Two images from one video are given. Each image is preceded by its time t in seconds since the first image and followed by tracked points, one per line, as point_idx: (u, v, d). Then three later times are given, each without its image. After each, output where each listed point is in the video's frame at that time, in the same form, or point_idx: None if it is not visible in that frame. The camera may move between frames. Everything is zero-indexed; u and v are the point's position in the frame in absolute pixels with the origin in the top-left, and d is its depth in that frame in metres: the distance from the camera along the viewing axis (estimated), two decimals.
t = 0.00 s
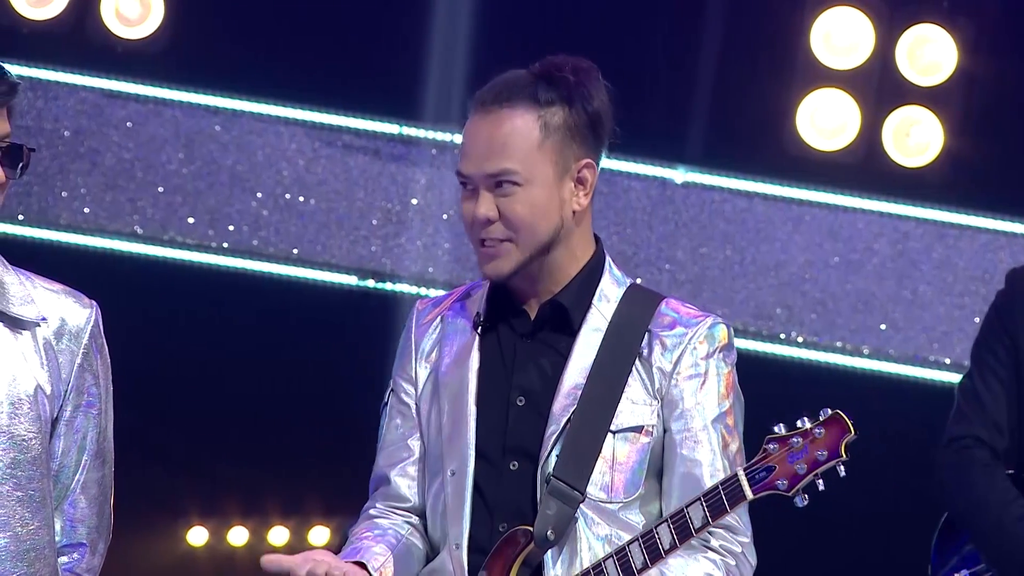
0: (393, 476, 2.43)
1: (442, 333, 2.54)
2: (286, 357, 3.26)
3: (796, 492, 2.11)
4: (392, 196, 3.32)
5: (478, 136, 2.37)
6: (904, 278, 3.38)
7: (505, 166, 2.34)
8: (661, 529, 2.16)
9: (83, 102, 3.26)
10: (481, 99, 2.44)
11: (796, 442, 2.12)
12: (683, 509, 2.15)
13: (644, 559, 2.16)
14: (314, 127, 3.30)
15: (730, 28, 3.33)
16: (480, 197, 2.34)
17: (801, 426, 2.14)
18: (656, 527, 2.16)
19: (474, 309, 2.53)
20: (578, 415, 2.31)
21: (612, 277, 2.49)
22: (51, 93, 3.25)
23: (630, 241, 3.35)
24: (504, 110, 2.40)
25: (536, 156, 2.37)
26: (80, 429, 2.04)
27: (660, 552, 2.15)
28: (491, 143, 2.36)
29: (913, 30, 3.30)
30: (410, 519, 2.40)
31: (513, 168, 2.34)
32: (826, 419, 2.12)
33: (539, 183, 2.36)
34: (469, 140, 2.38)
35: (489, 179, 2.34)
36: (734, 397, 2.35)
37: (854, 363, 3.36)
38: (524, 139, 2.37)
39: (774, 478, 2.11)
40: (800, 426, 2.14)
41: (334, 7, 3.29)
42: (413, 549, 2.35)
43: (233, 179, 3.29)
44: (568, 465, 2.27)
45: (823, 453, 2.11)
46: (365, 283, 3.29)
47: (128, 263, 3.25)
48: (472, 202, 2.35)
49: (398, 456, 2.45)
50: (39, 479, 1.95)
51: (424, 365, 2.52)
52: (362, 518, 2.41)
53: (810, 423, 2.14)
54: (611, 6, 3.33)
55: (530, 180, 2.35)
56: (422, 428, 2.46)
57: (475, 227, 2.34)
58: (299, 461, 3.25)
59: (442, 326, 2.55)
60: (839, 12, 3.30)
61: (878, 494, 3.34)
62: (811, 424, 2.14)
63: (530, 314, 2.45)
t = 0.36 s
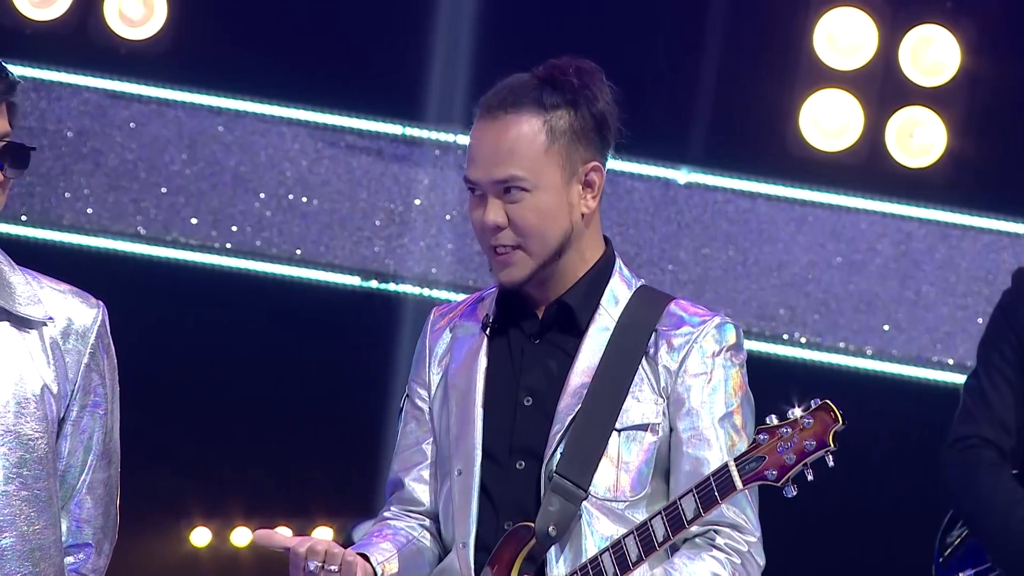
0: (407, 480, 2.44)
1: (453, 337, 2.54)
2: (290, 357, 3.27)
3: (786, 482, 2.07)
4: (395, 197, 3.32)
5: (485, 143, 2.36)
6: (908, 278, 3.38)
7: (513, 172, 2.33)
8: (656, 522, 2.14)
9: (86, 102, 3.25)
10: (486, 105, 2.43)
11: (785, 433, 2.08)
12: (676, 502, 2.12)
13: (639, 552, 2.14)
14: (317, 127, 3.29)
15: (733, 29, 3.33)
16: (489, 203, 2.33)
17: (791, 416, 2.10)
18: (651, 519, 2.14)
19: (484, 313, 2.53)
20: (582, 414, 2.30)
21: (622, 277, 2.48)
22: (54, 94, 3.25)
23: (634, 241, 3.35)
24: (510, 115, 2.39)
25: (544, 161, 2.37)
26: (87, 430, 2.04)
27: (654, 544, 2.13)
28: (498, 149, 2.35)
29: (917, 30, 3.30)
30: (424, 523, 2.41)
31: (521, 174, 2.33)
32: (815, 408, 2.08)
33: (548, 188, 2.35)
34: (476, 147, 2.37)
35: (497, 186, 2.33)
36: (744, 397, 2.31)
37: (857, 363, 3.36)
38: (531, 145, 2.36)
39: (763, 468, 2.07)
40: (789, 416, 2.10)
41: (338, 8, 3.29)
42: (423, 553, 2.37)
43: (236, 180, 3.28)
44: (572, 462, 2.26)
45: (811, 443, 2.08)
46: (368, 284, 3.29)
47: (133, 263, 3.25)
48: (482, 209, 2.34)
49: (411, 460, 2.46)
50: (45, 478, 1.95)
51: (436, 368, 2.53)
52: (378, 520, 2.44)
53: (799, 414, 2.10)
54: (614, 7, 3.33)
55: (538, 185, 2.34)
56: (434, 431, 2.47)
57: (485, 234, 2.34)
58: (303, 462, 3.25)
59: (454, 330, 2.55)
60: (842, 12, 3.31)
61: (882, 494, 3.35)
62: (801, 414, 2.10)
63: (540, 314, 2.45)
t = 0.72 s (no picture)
0: (404, 476, 2.43)
1: (455, 336, 2.53)
2: (293, 357, 3.27)
3: (801, 483, 2.09)
4: (398, 198, 3.32)
5: (501, 126, 2.40)
6: (910, 278, 3.38)
7: (524, 158, 2.36)
8: (668, 523, 2.14)
9: (88, 103, 3.25)
10: (511, 92, 2.47)
11: (801, 434, 2.10)
12: (690, 503, 2.13)
13: (652, 554, 2.15)
14: (319, 127, 3.29)
15: (736, 29, 3.33)
16: (494, 186, 2.36)
17: (805, 417, 2.12)
18: (665, 520, 2.14)
19: (487, 311, 2.52)
20: (589, 412, 2.30)
21: (624, 276, 2.49)
22: (56, 94, 3.24)
23: (636, 242, 3.35)
24: (531, 104, 2.42)
25: (556, 153, 2.39)
26: (93, 432, 2.04)
27: (668, 546, 2.13)
28: (513, 134, 2.38)
29: (920, 30, 3.30)
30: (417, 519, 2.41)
31: (531, 161, 2.36)
32: (830, 410, 2.11)
33: (555, 180, 2.37)
34: (493, 130, 2.41)
35: (506, 170, 2.36)
36: (749, 395, 2.32)
37: (858, 363, 3.37)
38: (545, 135, 2.39)
39: (780, 468, 2.09)
40: (804, 416, 2.12)
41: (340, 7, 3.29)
42: (416, 548, 2.38)
43: (238, 181, 3.28)
44: (578, 462, 2.26)
45: (826, 444, 2.10)
46: (371, 284, 3.29)
47: (135, 263, 3.25)
48: (488, 190, 2.36)
49: (409, 457, 2.45)
50: (51, 480, 1.95)
51: (438, 367, 2.52)
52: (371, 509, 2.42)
53: (814, 414, 2.12)
54: (616, 7, 3.33)
55: (546, 176, 2.36)
56: (434, 429, 2.47)
57: (487, 216, 2.35)
58: (306, 463, 3.25)
59: (457, 329, 2.54)
60: (845, 12, 3.30)
61: (885, 494, 3.35)
62: (815, 414, 2.12)
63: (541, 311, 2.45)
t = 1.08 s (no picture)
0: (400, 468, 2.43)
1: (455, 336, 2.53)
2: (294, 358, 3.27)
3: (794, 487, 2.05)
4: (400, 198, 3.32)
5: (507, 127, 2.39)
6: (911, 279, 3.38)
7: (530, 161, 2.35)
8: (663, 525, 2.12)
9: (90, 103, 3.25)
10: (516, 92, 2.46)
11: (795, 438, 2.06)
12: (684, 505, 2.11)
13: (646, 556, 2.14)
14: (321, 128, 3.29)
15: (737, 29, 3.33)
16: (499, 188, 2.35)
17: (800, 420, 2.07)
18: (659, 523, 2.13)
19: (486, 311, 2.52)
20: (586, 413, 2.30)
21: (624, 278, 2.49)
22: (58, 95, 3.24)
23: (638, 242, 3.35)
24: (537, 105, 2.41)
25: (562, 156, 2.38)
26: (96, 432, 2.04)
27: (662, 548, 2.12)
28: (519, 136, 2.37)
29: (923, 30, 3.30)
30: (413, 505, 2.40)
31: (537, 164, 2.35)
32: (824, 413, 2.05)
33: (561, 182, 2.36)
34: (498, 131, 2.40)
35: (512, 172, 2.35)
36: (746, 398, 2.32)
37: (859, 364, 3.37)
38: (552, 137, 2.38)
39: (773, 473, 2.05)
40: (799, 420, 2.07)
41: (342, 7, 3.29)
42: (413, 532, 2.35)
43: (240, 181, 3.29)
44: (575, 463, 2.26)
45: (821, 448, 2.05)
46: (372, 285, 3.29)
47: (135, 263, 3.25)
48: (493, 192, 2.35)
49: (406, 454, 2.45)
50: (54, 481, 1.95)
51: (437, 366, 2.53)
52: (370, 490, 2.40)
53: (808, 418, 2.07)
54: (618, 7, 3.33)
55: (552, 178, 2.35)
56: (432, 428, 2.47)
57: (491, 218, 2.34)
58: (307, 464, 3.25)
59: (457, 329, 2.55)
60: (847, 12, 3.30)
61: (886, 495, 3.35)
62: (810, 417, 2.07)
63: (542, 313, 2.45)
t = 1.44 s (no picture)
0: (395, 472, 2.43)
1: (445, 336, 2.52)
2: (294, 358, 3.26)
3: (797, 489, 2.08)
4: (400, 198, 3.32)
5: (500, 127, 2.37)
6: (912, 279, 3.38)
7: (524, 160, 2.33)
8: (665, 529, 2.13)
9: (91, 103, 3.25)
10: (506, 92, 2.44)
11: (797, 440, 2.08)
12: (686, 509, 2.12)
13: (648, 560, 2.14)
14: (322, 128, 3.30)
15: (739, 29, 3.33)
16: (493, 188, 2.33)
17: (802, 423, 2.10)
18: (660, 526, 2.13)
19: (477, 311, 2.51)
20: (582, 415, 2.30)
21: (614, 277, 2.48)
22: (59, 95, 3.24)
23: (639, 242, 3.35)
24: (529, 104, 2.40)
25: (555, 155, 2.37)
26: (101, 433, 2.04)
27: (665, 552, 2.12)
28: (512, 135, 2.36)
29: (925, 30, 3.30)
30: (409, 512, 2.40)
31: (530, 163, 2.34)
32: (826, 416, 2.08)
33: (555, 182, 2.35)
34: (490, 130, 2.38)
35: (505, 171, 2.33)
36: (740, 394, 2.32)
37: (859, 364, 3.37)
38: (545, 137, 2.37)
39: (775, 476, 2.08)
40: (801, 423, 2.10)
41: (342, 7, 3.29)
42: (413, 540, 2.36)
43: (241, 181, 3.29)
44: (573, 466, 2.26)
45: (823, 450, 2.08)
46: (373, 285, 3.29)
47: (135, 263, 3.25)
48: (486, 192, 2.33)
49: (401, 457, 2.44)
50: (59, 482, 1.95)
51: (427, 366, 2.51)
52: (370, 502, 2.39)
53: (810, 420, 2.10)
54: (619, 7, 3.33)
55: (545, 177, 2.34)
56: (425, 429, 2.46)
57: (484, 218, 2.33)
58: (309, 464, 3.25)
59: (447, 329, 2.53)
60: (848, 12, 3.30)
61: (887, 495, 3.35)
62: (812, 420, 2.10)
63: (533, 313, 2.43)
